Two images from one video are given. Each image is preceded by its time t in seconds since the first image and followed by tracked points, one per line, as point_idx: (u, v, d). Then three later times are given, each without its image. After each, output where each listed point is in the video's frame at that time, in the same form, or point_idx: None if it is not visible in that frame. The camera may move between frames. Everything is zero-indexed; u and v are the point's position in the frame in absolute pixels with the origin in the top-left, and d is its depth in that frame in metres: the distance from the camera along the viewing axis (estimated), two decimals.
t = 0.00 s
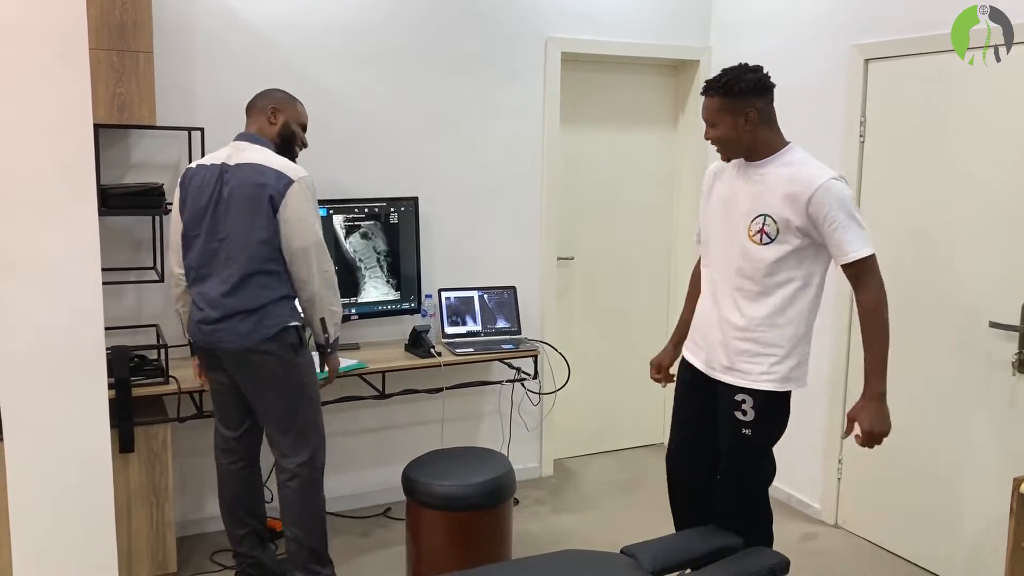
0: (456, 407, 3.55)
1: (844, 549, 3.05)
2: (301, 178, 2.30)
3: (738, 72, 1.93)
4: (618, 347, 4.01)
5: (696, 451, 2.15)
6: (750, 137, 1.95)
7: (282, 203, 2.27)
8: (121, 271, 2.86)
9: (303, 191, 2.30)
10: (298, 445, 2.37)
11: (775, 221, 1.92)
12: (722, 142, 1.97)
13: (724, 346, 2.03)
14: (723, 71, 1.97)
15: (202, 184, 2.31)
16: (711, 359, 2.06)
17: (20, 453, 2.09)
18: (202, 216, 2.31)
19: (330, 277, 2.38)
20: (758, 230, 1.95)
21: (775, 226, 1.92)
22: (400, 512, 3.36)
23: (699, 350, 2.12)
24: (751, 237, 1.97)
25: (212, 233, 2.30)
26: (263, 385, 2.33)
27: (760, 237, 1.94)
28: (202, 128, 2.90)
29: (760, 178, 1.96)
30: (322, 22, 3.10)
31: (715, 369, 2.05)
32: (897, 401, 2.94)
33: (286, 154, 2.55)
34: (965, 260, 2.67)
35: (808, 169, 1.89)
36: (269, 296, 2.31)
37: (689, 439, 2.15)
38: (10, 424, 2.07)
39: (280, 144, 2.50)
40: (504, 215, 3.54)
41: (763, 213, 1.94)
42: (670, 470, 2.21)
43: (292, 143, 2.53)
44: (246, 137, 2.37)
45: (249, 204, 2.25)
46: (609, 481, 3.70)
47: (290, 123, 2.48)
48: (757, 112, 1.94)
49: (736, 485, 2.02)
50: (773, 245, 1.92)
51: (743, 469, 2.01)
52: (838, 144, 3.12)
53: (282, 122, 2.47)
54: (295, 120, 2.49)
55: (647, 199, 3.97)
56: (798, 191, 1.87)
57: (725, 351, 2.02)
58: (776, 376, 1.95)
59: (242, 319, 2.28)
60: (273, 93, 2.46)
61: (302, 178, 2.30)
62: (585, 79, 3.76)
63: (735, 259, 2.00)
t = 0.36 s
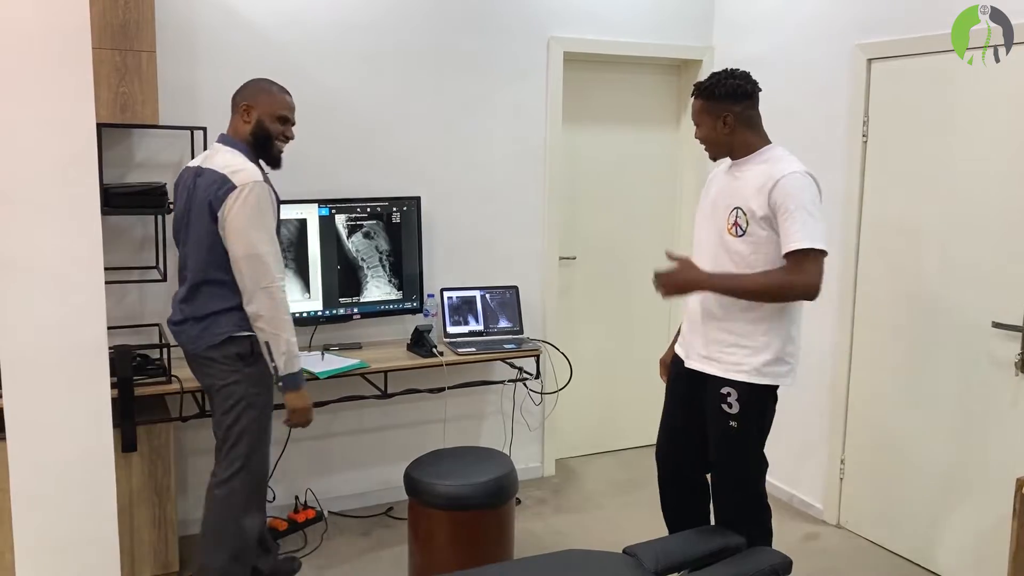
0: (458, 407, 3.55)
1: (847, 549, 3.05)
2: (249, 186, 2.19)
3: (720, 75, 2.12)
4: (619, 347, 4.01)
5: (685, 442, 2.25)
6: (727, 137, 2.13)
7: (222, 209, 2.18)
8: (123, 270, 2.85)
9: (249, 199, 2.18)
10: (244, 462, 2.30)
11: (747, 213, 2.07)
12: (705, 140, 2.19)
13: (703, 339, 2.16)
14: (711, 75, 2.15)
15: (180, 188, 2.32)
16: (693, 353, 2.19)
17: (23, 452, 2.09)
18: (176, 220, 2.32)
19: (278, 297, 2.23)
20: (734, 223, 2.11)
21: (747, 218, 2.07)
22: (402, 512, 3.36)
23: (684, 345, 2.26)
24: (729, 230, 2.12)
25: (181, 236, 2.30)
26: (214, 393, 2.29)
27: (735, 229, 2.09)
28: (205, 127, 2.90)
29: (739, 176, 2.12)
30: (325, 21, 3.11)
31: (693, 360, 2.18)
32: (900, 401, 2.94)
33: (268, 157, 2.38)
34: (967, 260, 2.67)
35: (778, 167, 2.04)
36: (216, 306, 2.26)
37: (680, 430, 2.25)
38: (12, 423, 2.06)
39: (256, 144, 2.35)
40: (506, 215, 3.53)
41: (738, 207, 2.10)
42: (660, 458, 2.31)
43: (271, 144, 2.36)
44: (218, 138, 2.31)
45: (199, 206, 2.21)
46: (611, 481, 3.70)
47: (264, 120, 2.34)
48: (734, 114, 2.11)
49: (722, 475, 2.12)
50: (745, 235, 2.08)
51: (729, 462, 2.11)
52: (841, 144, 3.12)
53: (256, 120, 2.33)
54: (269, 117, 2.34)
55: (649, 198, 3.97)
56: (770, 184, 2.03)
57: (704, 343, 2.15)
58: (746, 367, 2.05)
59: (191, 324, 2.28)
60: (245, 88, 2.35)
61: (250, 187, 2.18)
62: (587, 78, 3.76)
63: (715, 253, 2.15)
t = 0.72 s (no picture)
0: (459, 406, 3.55)
1: (848, 549, 3.05)
2: (165, 203, 2.04)
3: (713, 78, 2.25)
4: (621, 346, 4.01)
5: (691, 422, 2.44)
6: (722, 136, 2.26)
7: (142, 226, 2.06)
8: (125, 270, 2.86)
9: (165, 217, 2.04)
10: (194, 476, 2.23)
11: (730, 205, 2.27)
12: (699, 141, 2.29)
13: (692, 326, 2.34)
14: (704, 79, 2.27)
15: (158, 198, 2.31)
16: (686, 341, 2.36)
17: (25, 452, 2.09)
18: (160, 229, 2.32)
19: (187, 327, 2.05)
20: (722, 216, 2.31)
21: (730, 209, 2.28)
22: (403, 511, 3.36)
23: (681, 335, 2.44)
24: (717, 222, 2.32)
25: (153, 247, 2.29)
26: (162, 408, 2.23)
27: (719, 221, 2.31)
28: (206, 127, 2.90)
29: (726, 172, 2.31)
30: (326, 21, 3.11)
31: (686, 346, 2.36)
32: (901, 401, 2.93)
33: (224, 162, 2.24)
34: (968, 261, 2.67)
35: (758, 161, 2.22)
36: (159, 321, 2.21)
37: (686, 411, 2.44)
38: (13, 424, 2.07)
39: (209, 151, 2.21)
40: (507, 215, 3.53)
41: (722, 201, 2.31)
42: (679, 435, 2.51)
43: (223, 148, 2.21)
44: (173, 155, 2.19)
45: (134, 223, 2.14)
46: (612, 481, 3.70)
47: (212, 123, 2.19)
48: (731, 114, 2.25)
49: (721, 457, 2.30)
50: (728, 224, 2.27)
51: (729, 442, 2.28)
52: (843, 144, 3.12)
53: (204, 125, 2.19)
54: (215, 120, 2.19)
55: (650, 198, 3.97)
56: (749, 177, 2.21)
57: (695, 331, 2.32)
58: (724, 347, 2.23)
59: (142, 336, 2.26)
60: (187, 93, 2.21)
61: (164, 206, 2.03)
62: (588, 78, 3.75)
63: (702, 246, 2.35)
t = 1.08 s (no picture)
0: (460, 406, 3.55)
1: (848, 549, 3.05)
2: (114, 202, 1.93)
3: (739, 81, 2.30)
4: (621, 346, 4.01)
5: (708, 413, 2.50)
6: (746, 137, 2.34)
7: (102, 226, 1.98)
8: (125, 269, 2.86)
9: (113, 217, 1.93)
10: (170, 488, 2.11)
11: (759, 205, 2.34)
12: (727, 142, 2.32)
13: (715, 324, 2.40)
14: (726, 81, 2.32)
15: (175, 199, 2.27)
16: (706, 339, 2.42)
17: (24, 451, 2.09)
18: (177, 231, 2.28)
19: (115, 332, 1.92)
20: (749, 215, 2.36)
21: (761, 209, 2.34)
22: (403, 511, 3.36)
23: (694, 335, 2.47)
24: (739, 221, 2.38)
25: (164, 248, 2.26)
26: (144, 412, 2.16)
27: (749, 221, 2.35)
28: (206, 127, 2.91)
29: (742, 173, 2.38)
30: (327, 22, 3.11)
31: (708, 345, 2.41)
32: (902, 401, 2.93)
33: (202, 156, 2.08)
34: (968, 261, 2.67)
35: (784, 161, 2.32)
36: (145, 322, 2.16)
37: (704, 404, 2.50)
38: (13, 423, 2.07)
39: (182, 144, 2.05)
40: (507, 215, 3.53)
41: (751, 200, 2.35)
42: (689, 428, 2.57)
43: (195, 139, 2.04)
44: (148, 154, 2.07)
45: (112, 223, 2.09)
46: (612, 481, 3.70)
47: (182, 114, 2.04)
48: (755, 117, 2.34)
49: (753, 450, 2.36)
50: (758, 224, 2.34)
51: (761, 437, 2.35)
52: (843, 144, 3.12)
53: (173, 116, 2.04)
54: (185, 110, 2.03)
55: (651, 198, 3.97)
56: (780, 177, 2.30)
57: (721, 330, 2.39)
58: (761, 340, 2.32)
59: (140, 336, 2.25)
60: (155, 88, 2.06)
61: (110, 206, 1.92)
62: (589, 78, 3.75)
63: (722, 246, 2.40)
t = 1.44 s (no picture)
0: (458, 406, 3.55)
1: (845, 549, 3.05)
2: (113, 201, 1.93)
3: (787, 88, 2.49)
4: (619, 346, 4.01)
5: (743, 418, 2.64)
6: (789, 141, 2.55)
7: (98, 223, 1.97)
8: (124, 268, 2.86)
9: (112, 215, 1.92)
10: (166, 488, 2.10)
11: (804, 210, 2.58)
12: (779, 144, 2.50)
13: (763, 324, 2.57)
14: (772, 86, 2.50)
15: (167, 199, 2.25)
16: (756, 339, 2.58)
17: (22, 452, 2.09)
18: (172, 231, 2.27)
19: (113, 331, 1.91)
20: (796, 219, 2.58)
21: (806, 215, 2.58)
22: (402, 511, 3.36)
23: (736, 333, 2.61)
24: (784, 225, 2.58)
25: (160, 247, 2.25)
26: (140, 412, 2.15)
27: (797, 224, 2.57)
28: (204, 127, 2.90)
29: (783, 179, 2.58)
30: (325, 22, 3.10)
31: (759, 344, 2.58)
32: (900, 401, 2.94)
33: (210, 150, 2.10)
34: (967, 261, 2.67)
35: (823, 171, 2.59)
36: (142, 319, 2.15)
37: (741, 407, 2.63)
38: (11, 423, 2.07)
39: (191, 140, 2.05)
40: (506, 214, 3.53)
41: (797, 205, 2.58)
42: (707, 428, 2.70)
43: (206, 135, 2.06)
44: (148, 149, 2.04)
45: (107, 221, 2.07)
46: (611, 480, 3.70)
47: (193, 108, 2.04)
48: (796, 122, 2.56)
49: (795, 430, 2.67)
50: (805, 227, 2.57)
51: (805, 421, 2.66)
52: (841, 144, 3.12)
53: (183, 112, 2.03)
54: (196, 106, 2.04)
55: (650, 198, 3.97)
56: (823, 186, 2.57)
57: (768, 327, 2.57)
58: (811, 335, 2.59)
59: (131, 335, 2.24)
60: (157, 80, 2.03)
61: (109, 204, 1.91)
62: (587, 78, 3.75)
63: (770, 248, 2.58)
